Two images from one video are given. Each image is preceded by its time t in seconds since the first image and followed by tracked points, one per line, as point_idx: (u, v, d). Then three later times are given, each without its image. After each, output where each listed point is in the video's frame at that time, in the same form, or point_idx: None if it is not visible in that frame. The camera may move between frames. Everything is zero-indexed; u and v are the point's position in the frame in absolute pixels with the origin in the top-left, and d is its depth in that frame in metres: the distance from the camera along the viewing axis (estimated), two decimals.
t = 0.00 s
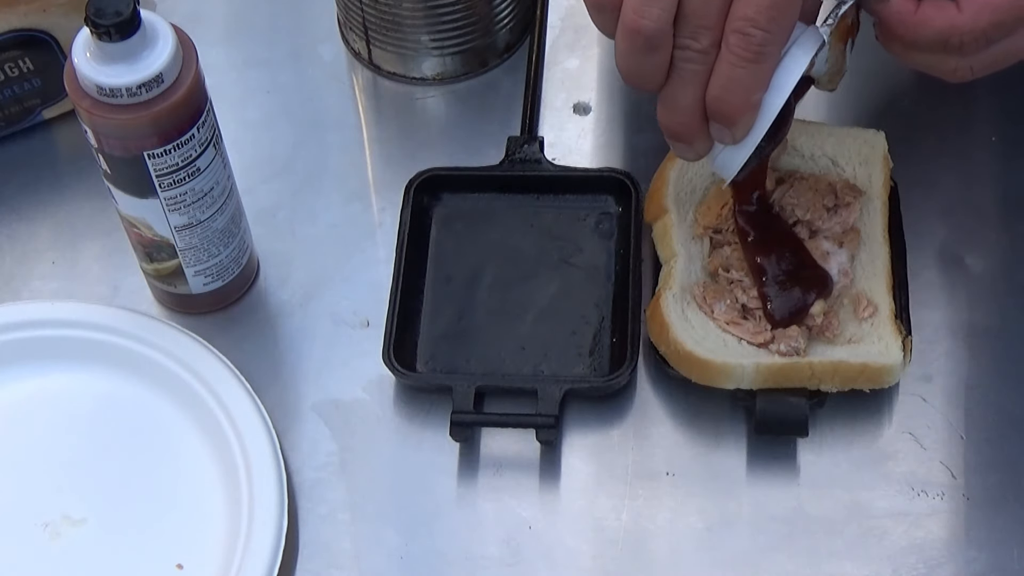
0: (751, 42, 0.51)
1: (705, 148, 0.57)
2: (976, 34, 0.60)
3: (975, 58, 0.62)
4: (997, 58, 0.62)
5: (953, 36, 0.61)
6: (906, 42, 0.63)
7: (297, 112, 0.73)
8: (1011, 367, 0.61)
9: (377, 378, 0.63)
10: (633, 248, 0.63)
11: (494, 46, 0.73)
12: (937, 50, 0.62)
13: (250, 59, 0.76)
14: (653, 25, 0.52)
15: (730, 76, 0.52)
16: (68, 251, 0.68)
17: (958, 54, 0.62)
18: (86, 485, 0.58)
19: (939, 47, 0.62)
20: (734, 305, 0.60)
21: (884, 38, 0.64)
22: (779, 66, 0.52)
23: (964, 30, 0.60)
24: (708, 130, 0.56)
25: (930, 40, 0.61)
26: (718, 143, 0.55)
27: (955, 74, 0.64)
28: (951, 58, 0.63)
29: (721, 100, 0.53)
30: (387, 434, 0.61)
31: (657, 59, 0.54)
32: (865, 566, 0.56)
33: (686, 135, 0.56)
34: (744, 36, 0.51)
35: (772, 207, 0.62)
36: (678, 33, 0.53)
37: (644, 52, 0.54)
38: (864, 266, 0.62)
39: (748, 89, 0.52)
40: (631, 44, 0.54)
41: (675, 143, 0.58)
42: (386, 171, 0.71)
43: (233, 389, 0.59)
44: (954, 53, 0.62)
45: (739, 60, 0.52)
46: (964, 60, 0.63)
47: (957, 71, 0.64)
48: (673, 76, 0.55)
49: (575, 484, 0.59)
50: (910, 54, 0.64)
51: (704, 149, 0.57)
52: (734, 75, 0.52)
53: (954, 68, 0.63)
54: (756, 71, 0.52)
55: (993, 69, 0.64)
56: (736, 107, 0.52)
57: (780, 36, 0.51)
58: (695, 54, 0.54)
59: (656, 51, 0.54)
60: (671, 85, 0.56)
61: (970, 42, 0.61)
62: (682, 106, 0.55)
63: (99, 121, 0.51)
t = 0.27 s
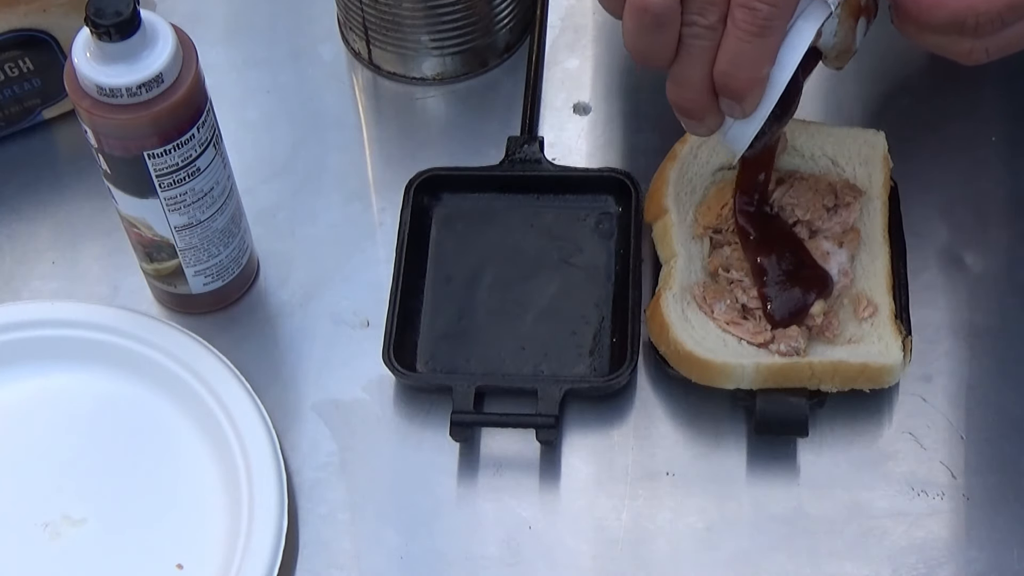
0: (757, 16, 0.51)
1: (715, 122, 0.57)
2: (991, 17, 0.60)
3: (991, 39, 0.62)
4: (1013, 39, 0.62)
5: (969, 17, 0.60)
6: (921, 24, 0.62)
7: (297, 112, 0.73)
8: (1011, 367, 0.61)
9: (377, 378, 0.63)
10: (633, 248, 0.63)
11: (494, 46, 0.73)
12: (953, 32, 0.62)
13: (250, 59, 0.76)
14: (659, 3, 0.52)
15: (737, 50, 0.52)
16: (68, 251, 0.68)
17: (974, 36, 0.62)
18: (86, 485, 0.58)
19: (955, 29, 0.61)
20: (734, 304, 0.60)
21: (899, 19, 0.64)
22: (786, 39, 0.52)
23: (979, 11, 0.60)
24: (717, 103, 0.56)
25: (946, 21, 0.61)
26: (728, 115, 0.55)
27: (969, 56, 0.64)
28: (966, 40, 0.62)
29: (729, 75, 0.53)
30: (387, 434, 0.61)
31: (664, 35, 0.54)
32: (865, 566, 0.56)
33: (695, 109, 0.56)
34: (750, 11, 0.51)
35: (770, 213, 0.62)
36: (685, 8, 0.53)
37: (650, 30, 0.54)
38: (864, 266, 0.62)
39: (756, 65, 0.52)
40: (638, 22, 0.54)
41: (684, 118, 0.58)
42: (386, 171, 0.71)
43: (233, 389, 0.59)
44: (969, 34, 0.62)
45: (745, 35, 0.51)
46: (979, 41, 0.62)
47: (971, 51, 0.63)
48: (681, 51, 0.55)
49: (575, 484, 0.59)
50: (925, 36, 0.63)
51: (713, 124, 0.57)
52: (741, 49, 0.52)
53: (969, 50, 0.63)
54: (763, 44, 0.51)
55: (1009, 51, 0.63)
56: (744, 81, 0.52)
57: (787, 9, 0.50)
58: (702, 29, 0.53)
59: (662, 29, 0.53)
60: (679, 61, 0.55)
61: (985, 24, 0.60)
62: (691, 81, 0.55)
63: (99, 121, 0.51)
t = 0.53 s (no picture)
0: (790, 16, 0.52)
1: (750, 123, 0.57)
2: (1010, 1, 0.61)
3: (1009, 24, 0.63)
4: None
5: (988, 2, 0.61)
6: (941, 7, 0.63)
7: (297, 112, 0.73)
8: (1011, 367, 0.61)
9: (377, 378, 0.63)
10: (633, 248, 0.63)
11: (494, 46, 0.73)
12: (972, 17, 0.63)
13: (250, 59, 0.76)
14: (694, 9, 0.54)
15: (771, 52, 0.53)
16: (68, 251, 0.68)
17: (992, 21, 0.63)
18: (86, 485, 0.58)
19: (973, 13, 0.62)
20: (734, 304, 0.60)
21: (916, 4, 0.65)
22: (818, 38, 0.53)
23: None
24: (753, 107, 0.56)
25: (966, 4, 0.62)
26: (764, 116, 0.56)
27: (986, 41, 0.65)
28: (984, 25, 0.63)
29: (764, 76, 0.53)
30: (387, 434, 0.61)
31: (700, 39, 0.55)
32: (865, 566, 0.56)
33: (733, 113, 0.57)
34: (781, 11, 0.52)
35: (768, 213, 0.61)
36: (721, 13, 0.54)
37: (688, 35, 0.55)
38: (863, 266, 0.62)
39: (790, 64, 0.53)
40: (675, 28, 0.55)
41: (718, 123, 0.59)
42: (386, 171, 0.71)
43: (233, 389, 0.59)
44: (987, 19, 0.62)
45: (778, 35, 0.52)
46: (996, 27, 0.63)
47: (988, 38, 0.64)
48: (719, 57, 0.56)
49: (575, 484, 0.59)
50: (943, 20, 0.64)
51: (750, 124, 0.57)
52: (774, 51, 0.53)
53: (987, 36, 0.64)
54: (797, 44, 0.52)
55: None
56: (778, 82, 0.53)
57: (819, 7, 0.52)
58: (737, 32, 0.55)
59: (700, 34, 0.55)
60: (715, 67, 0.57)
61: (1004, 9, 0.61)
62: (726, 85, 0.56)
63: (99, 121, 0.51)
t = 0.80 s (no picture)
0: (795, 17, 0.51)
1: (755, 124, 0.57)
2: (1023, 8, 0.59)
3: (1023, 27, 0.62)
4: None
5: (1001, 7, 0.59)
6: (952, 14, 0.62)
7: (296, 112, 0.73)
8: (1011, 367, 0.61)
9: (377, 378, 0.63)
10: (633, 248, 0.63)
11: (494, 46, 0.73)
12: (984, 22, 0.61)
13: (250, 59, 0.76)
14: (699, 12, 0.53)
15: (776, 53, 0.52)
16: (68, 251, 0.68)
17: (1005, 25, 0.61)
18: (86, 485, 0.58)
19: (985, 20, 0.61)
20: (734, 304, 0.60)
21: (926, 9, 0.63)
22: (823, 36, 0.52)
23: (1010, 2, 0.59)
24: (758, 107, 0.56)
25: (978, 12, 0.60)
26: (769, 117, 0.56)
27: (999, 43, 0.64)
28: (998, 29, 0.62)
29: (770, 77, 0.53)
30: (387, 434, 0.61)
31: (706, 41, 0.55)
32: (865, 566, 0.56)
33: (738, 113, 0.57)
34: (785, 11, 0.51)
35: (767, 213, 0.61)
36: (725, 13, 0.54)
37: (692, 37, 0.54)
38: (864, 266, 0.62)
39: (794, 65, 0.52)
40: (679, 31, 0.55)
41: (726, 123, 0.58)
42: (386, 171, 0.71)
43: (233, 389, 0.59)
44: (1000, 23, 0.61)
45: (783, 35, 0.52)
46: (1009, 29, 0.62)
47: (1001, 40, 0.63)
48: (723, 58, 0.55)
49: (575, 484, 0.59)
50: (954, 25, 0.63)
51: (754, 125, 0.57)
52: (779, 52, 0.52)
53: (1001, 37, 0.63)
54: (801, 43, 0.52)
55: None
56: (783, 83, 0.53)
57: (824, 5, 0.51)
58: (742, 33, 0.54)
59: (704, 36, 0.54)
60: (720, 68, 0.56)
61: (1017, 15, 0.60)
62: (731, 86, 0.56)
63: (99, 121, 0.51)
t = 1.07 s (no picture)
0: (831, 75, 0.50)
1: (778, 184, 0.55)
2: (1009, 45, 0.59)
3: (1008, 67, 0.62)
4: None
5: (988, 45, 0.59)
6: (938, 55, 0.61)
7: (296, 112, 0.73)
8: (1011, 367, 0.61)
9: (377, 378, 0.63)
10: (633, 248, 0.63)
11: (494, 46, 0.73)
12: (971, 62, 0.61)
13: (250, 59, 0.76)
14: (733, 69, 0.51)
15: (813, 110, 0.51)
16: (68, 251, 0.68)
17: (991, 65, 0.61)
18: (86, 485, 0.58)
19: (972, 59, 0.61)
20: (734, 304, 0.60)
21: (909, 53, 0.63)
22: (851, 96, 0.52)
23: (997, 38, 0.59)
24: (783, 167, 0.55)
25: (965, 51, 0.60)
26: (795, 176, 0.54)
27: (985, 84, 0.63)
28: (984, 68, 0.62)
29: (805, 137, 0.52)
30: (387, 434, 0.61)
31: (735, 100, 0.52)
32: (865, 566, 0.56)
33: (761, 174, 0.55)
34: (821, 70, 0.50)
35: (766, 213, 0.60)
36: (752, 74, 0.52)
37: (723, 96, 0.52)
38: (864, 265, 0.62)
39: (830, 122, 0.51)
40: (711, 90, 0.52)
41: (743, 182, 0.56)
42: (386, 171, 0.71)
43: (233, 389, 0.59)
44: (987, 63, 0.61)
45: (819, 94, 0.51)
46: (995, 69, 0.62)
47: (988, 80, 0.63)
48: (749, 118, 0.53)
49: (575, 484, 0.59)
50: (941, 66, 0.63)
51: (776, 186, 0.56)
52: (814, 111, 0.51)
53: (987, 78, 0.63)
54: (837, 101, 0.51)
55: None
56: (820, 142, 0.52)
57: (855, 64, 0.51)
58: (771, 92, 0.52)
59: (735, 95, 0.52)
60: (744, 128, 0.54)
61: (1004, 53, 0.60)
62: (758, 146, 0.54)
63: (99, 121, 0.51)
